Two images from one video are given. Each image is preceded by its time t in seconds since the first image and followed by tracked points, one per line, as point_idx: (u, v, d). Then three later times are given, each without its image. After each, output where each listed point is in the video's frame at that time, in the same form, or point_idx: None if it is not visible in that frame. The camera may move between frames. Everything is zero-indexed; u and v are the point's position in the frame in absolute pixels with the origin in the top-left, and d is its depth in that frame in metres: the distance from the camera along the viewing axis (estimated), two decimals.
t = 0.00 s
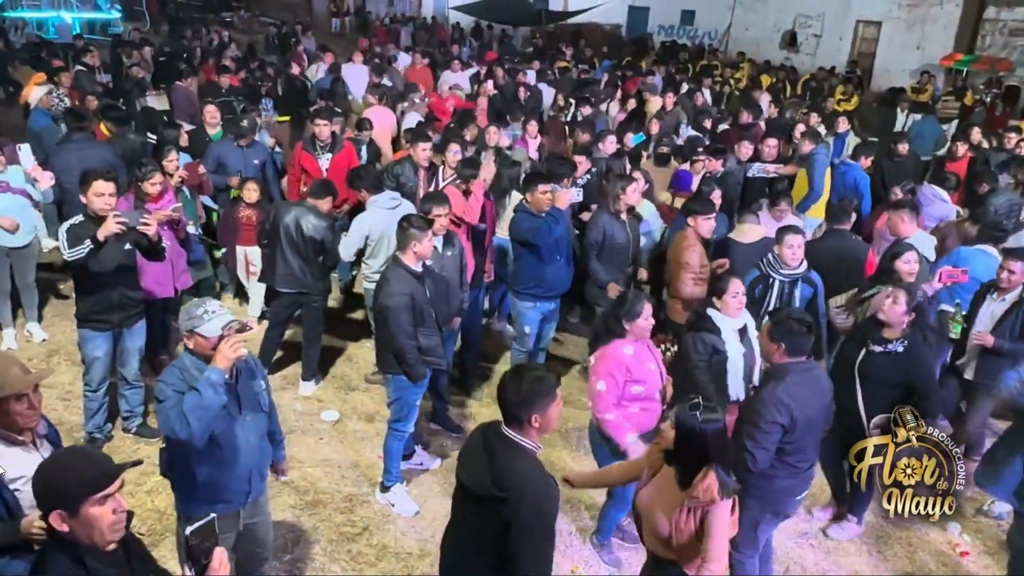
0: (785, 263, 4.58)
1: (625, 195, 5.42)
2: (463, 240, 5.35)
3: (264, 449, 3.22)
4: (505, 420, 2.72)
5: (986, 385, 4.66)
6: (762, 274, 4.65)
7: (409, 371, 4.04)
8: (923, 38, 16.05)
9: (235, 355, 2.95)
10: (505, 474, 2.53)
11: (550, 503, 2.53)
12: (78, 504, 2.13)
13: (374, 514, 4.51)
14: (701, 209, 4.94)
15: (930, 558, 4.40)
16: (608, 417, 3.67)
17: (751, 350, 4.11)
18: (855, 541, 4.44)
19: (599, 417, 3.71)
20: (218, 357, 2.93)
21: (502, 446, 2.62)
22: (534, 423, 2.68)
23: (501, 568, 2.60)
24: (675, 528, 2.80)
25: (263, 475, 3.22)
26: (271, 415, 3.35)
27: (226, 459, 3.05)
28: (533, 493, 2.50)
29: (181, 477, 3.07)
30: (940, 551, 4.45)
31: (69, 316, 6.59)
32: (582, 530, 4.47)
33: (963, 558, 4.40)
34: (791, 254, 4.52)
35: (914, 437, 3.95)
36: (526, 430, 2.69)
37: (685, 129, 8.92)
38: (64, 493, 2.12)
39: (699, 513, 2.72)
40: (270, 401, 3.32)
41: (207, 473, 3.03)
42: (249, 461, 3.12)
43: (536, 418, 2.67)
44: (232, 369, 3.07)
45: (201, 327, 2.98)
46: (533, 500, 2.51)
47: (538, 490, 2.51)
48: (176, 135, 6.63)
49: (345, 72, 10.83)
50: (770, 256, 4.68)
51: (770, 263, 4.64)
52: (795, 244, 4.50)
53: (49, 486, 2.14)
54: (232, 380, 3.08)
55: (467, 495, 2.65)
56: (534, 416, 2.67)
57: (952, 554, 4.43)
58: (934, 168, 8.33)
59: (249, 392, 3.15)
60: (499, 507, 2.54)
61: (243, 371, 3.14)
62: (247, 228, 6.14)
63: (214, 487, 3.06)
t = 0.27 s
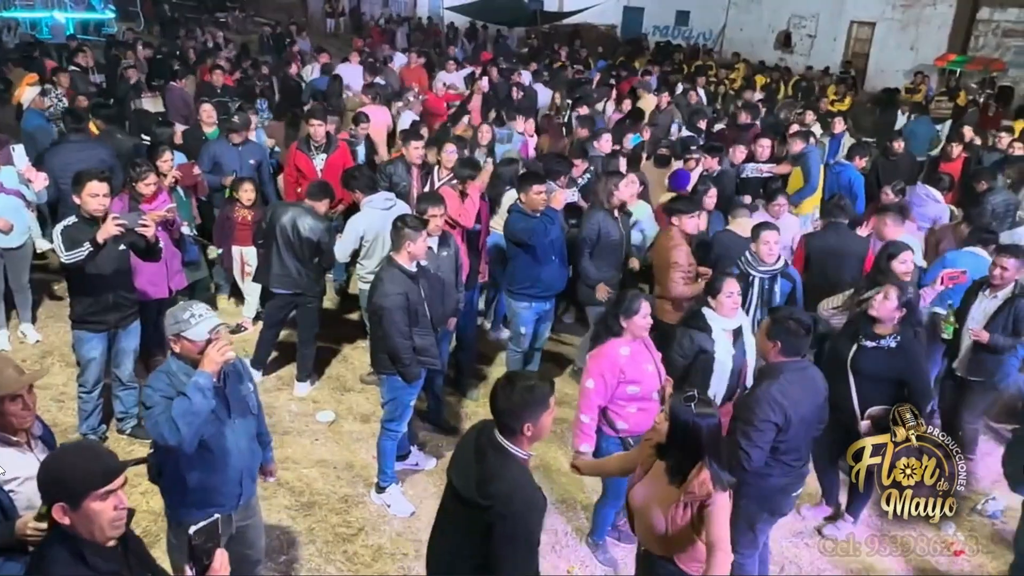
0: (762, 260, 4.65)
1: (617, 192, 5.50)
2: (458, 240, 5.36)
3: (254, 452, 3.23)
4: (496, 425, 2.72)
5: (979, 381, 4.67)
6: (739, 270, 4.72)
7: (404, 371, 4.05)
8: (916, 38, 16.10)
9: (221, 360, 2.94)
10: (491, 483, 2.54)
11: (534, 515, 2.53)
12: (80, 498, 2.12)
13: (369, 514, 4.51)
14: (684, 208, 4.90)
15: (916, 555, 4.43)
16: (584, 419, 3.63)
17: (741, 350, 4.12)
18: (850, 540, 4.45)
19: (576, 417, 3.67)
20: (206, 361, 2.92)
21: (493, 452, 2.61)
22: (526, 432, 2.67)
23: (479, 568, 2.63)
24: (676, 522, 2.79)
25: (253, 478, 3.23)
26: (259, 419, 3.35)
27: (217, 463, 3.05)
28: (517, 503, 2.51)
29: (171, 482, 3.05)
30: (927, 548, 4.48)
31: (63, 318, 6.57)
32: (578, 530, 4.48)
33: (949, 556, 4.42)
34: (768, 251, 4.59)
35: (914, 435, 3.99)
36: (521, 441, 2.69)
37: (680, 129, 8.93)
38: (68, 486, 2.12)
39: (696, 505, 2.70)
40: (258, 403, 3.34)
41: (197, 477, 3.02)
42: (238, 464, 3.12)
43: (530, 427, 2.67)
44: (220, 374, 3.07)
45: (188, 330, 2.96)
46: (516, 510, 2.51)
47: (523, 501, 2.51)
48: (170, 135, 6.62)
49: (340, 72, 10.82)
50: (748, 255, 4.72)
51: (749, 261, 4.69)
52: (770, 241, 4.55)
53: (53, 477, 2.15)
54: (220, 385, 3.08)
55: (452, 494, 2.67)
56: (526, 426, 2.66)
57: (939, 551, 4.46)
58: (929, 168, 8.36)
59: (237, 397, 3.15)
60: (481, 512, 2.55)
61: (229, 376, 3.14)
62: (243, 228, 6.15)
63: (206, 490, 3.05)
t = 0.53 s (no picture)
0: (745, 264, 4.64)
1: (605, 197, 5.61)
2: (450, 240, 5.36)
3: (244, 455, 3.22)
4: (484, 423, 2.72)
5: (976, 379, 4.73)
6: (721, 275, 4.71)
7: (397, 373, 4.06)
8: (907, 39, 16.15)
9: (211, 363, 2.93)
10: (465, 474, 2.56)
11: (504, 516, 2.51)
12: (81, 494, 2.12)
13: (363, 516, 4.50)
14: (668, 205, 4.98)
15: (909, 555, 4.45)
16: (581, 417, 3.69)
17: (728, 351, 4.12)
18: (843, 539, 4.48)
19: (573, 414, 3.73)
20: (196, 364, 2.92)
21: (476, 450, 2.62)
22: (509, 428, 2.68)
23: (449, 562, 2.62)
24: (667, 530, 2.78)
25: (243, 481, 3.22)
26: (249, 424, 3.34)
27: (207, 467, 3.04)
28: (487, 498, 2.50)
29: (160, 487, 3.04)
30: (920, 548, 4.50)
31: (54, 320, 6.54)
32: (572, 530, 4.48)
33: (943, 557, 4.44)
34: (751, 254, 4.58)
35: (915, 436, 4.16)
36: (503, 438, 2.69)
37: (672, 130, 8.96)
38: (66, 481, 2.11)
39: (693, 512, 2.74)
40: (248, 407, 3.33)
41: (187, 482, 3.01)
42: (229, 468, 3.11)
43: (513, 423, 2.68)
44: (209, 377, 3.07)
45: (176, 332, 2.95)
46: (488, 504, 2.51)
47: (494, 498, 2.50)
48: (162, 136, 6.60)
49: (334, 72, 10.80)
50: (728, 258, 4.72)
51: (730, 265, 4.68)
52: (753, 246, 4.56)
53: (50, 473, 2.14)
54: (209, 389, 3.07)
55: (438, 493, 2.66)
56: (509, 421, 2.67)
57: (932, 551, 4.47)
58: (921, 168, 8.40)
59: (228, 400, 3.15)
60: (456, 504, 2.57)
61: (219, 379, 3.13)
62: (237, 228, 6.14)
63: (196, 494, 3.05)
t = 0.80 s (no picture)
0: (742, 260, 4.73)
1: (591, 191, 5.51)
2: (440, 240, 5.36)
3: (230, 457, 3.21)
4: (476, 429, 2.74)
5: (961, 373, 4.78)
6: (717, 270, 4.83)
7: (385, 374, 4.06)
8: (891, 38, 16.26)
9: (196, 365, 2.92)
10: (452, 477, 2.57)
11: (492, 520, 2.51)
12: (60, 498, 2.11)
13: (351, 517, 4.49)
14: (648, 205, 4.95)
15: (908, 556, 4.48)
16: (565, 417, 3.72)
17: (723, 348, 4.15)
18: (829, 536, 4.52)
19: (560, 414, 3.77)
20: (179, 365, 2.91)
21: (465, 453, 2.63)
22: (499, 431, 2.68)
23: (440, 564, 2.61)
24: (661, 522, 2.85)
25: (229, 483, 3.21)
26: (235, 425, 3.32)
27: (193, 470, 3.02)
28: (475, 501, 2.51)
29: (145, 491, 3.02)
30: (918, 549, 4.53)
31: (38, 322, 6.48)
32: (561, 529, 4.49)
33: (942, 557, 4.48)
34: (750, 251, 4.65)
35: (913, 434, 4.73)
36: (493, 442, 2.69)
37: (659, 129, 8.98)
38: (48, 483, 2.10)
39: (686, 505, 2.80)
40: (233, 408, 3.31)
41: (174, 486, 2.99)
42: (215, 470, 3.10)
43: (502, 426, 2.67)
44: (194, 379, 3.05)
45: (159, 335, 2.93)
46: (474, 503, 2.52)
47: (478, 498, 2.51)
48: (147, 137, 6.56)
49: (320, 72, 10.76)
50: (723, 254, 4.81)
51: (727, 260, 4.79)
52: (751, 241, 4.61)
53: (33, 473, 2.13)
54: (194, 391, 3.06)
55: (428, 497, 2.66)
56: (499, 423, 2.67)
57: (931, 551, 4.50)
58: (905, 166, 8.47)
59: (213, 403, 3.13)
60: (444, 505, 2.57)
61: (205, 380, 3.11)
62: (224, 229, 6.12)
63: (183, 497, 3.03)
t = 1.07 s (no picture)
0: (738, 260, 4.75)
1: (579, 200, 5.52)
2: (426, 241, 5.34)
3: (214, 459, 3.19)
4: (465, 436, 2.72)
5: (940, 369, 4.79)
6: (712, 270, 4.82)
7: (372, 375, 4.04)
8: (873, 37, 16.38)
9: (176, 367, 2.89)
10: (457, 486, 2.55)
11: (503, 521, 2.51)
12: (23, 516, 2.08)
13: (337, 518, 4.47)
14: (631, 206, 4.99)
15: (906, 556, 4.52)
16: (552, 425, 3.72)
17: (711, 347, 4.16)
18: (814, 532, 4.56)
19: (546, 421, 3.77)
20: (161, 366, 2.90)
21: (459, 459, 2.62)
22: (493, 436, 2.68)
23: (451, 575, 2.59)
24: (647, 523, 2.84)
25: (214, 485, 3.19)
26: (219, 427, 3.30)
27: (176, 471, 3.00)
28: (485, 506, 2.50)
29: (128, 492, 3.01)
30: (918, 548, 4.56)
31: (19, 325, 6.40)
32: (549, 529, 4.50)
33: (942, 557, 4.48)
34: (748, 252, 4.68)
35: (911, 434, 4.83)
36: (487, 446, 2.69)
37: (643, 129, 9.01)
38: (14, 500, 2.07)
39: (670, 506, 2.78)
40: (217, 409, 3.29)
41: (156, 487, 2.97)
42: (198, 471, 3.08)
43: (496, 431, 2.67)
44: (176, 381, 3.03)
45: (140, 336, 2.89)
46: (488, 508, 2.52)
47: (493, 501, 2.52)
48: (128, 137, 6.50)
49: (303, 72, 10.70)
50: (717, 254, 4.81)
51: (722, 260, 4.79)
52: (748, 242, 4.65)
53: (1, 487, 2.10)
54: (176, 393, 3.03)
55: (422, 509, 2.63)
56: (492, 428, 2.67)
57: (930, 551, 4.53)
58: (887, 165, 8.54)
59: (196, 405, 3.10)
60: (447, 515, 2.54)
61: (187, 381, 3.08)
62: (209, 230, 6.08)
63: (164, 498, 3.01)
